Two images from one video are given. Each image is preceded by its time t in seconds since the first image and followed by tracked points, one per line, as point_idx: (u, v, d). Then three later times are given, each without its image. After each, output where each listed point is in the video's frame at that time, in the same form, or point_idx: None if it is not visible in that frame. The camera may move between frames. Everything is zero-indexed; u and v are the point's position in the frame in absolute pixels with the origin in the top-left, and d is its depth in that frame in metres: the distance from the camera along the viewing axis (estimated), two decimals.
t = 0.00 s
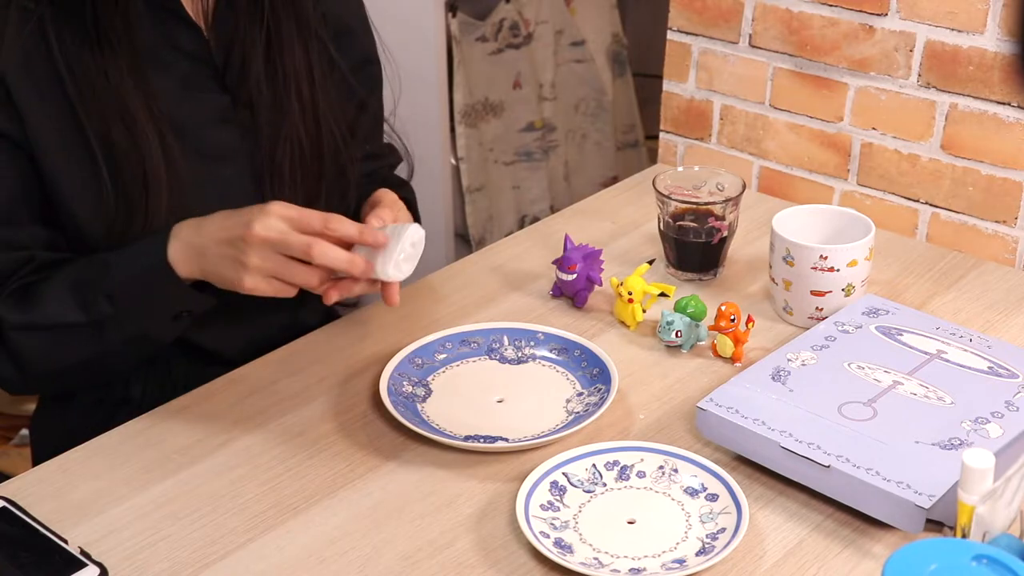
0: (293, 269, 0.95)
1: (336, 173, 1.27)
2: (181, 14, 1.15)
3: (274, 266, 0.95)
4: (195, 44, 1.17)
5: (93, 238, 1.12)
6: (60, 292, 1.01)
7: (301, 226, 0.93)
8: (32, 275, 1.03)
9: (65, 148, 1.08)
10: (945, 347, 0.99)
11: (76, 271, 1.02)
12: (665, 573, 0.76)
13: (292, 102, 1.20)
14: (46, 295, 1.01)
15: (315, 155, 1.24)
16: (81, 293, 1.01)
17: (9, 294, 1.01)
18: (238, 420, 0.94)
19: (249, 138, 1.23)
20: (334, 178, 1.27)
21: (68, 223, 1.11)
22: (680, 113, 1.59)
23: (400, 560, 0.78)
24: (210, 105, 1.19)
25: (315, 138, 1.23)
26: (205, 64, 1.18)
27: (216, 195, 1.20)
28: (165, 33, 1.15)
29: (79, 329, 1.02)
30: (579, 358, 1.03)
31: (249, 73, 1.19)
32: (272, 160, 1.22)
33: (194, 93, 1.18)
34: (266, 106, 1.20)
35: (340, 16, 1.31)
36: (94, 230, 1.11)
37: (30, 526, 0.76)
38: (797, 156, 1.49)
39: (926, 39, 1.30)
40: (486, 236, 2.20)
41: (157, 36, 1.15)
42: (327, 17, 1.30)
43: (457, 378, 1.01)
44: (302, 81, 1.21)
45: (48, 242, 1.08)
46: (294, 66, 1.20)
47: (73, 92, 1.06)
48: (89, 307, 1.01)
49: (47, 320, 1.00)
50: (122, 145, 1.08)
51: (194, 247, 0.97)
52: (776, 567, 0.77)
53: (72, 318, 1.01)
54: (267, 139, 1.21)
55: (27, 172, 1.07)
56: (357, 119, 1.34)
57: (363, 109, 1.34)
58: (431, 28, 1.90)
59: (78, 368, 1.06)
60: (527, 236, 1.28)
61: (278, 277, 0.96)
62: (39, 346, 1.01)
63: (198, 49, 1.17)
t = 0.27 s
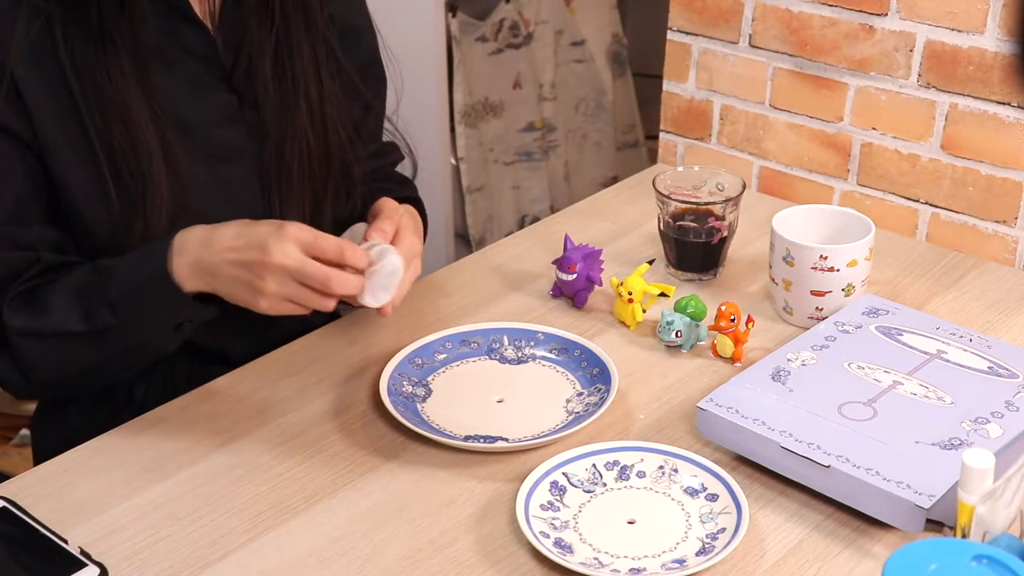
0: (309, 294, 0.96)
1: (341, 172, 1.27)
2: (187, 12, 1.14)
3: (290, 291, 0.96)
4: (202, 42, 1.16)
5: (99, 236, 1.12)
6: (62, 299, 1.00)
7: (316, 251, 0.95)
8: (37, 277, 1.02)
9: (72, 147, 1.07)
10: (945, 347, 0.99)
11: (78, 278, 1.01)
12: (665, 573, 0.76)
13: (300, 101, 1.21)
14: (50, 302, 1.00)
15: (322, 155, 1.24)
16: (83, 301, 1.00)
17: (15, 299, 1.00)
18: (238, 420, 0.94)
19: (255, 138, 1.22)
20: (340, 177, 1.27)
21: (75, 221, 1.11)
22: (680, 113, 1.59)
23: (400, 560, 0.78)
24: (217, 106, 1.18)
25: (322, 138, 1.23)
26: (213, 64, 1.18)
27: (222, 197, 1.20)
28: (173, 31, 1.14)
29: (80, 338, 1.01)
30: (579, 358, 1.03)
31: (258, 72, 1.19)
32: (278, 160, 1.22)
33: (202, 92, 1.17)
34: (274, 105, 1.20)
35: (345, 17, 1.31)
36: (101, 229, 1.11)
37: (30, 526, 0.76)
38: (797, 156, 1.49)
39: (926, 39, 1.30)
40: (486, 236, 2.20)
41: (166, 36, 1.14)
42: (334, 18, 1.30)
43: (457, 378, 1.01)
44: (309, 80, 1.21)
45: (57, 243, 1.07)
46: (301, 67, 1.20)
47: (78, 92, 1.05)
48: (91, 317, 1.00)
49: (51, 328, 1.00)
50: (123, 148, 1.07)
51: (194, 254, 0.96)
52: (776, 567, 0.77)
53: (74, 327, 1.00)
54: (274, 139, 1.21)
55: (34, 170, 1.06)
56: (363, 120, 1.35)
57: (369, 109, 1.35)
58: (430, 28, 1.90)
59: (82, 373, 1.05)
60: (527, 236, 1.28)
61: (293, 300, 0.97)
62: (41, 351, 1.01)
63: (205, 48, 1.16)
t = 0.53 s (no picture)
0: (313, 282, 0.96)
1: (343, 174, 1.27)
2: (191, 13, 1.14)
3: (294, 282, 0.95)
4: (206, 43, 1.16)
5: (100, 237, 1.12)
6: (55, 302, 1.00)
7: (315, 238, 0.94)
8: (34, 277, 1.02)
9: (75, 148, 1.07)
10: (945, 347, 0.99)
11: (71, 278, 1.01)
12: (665, 573, 0.76)
13: (307, 103, 1.21)
14: (43, 304, 1.00)
15: (324, 158, 1.24)
16: (75, 303, 1.00)
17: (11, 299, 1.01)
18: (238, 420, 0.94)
19: (257, 140, 1.22)
20: (342, 180, 1.27)
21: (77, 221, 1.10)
22: (680, 113, 1.59)
23: (400, 560, 0.78)
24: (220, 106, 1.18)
25: (325, 140, 1.23)
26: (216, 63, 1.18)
27: (225, 197, 1.19)
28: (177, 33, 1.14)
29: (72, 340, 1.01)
30: (579, 358, 1.03)
31: (262, 74, 1.19)
32: (280, 161, 1.22)
33: (205, 93, 1.17)
34: (277, 107, 1.20)
35: (348, 18, 1.31)
36: (103, 229, 1.11)
37: (30, 526, 0.76)
38: (797, 156, 1.49)
39: (926, 39, 1.30)
40: (486, 236, 2.20)
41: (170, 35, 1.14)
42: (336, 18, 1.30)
43: (457, 378, 1.01)
44: (313, 83, 1.21)
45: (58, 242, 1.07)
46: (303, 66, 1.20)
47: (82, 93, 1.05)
48: (82, 319, 1.00)
49: (44, 331, 1.00)
50: (126, 149, 1.07)
51: (189, 256, 0.96)
52: (776, 567, 0.77)
53: (66, 330, 1.00)
54: (276, 141, 1.22)
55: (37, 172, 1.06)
56: (366, 120, 1.35)
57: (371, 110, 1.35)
58: (431, 29, 1.90)
59: (80, 374, 1.05)
60: (527, 236, 1.28)
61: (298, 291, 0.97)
62: (36, 355, 1.01)
63: (208, 50, 1.16)
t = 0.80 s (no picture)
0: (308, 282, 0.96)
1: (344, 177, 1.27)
2: (189, 13, 1.14)
3: (289, 281, 0.96)
4: (205, 42, 1.16)
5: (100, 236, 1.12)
6: (50, 300, 1.00)
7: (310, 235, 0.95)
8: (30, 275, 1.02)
9: (75, 147, 1.07)
10: (945, 347, 0.99)
11: (68, 276, 1.01)
12: (665, 573, 0.76)
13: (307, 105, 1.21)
14: (38, 302, 1.00)
15: (324, 161, 1.24)
16: (69, 302, 1.00)
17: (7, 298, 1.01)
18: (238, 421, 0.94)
19: (257, 142, 1.22)
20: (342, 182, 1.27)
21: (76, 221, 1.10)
22: (680, 113, 1.59)
23: (401, 560, 0.78)
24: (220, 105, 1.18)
25: (326, 141, 1.23)
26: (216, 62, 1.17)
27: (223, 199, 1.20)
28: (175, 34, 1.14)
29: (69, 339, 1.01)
30: (579, 358, 1.03)
31: (262, 75, 1.18)
32: (280, 163, 1.21)
33: (205, 92, 1.17)
34: (278, 109, 1.20)
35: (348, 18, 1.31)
36: (103, 228, 1.11)
37: (30, 526, 0.76)
38: (797, 156, 1.49)
39: (926, 39, 1.30)
40: (486, 236, 2.20)
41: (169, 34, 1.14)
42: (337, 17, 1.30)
43: (457, 378, 1.01)
44: (314, 85, 1.21)
45: (56, 242, 1.07)
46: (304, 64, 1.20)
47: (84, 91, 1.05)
48: (77, 318, 1.00)
49: (39, 329, 1.00)
50: (128, 148, 1.07)
51: (186, 256, 0.96)
52: (776, 567, 0.77)
53: (60, 329, 1.00)
54: (276, 144, 1.21)
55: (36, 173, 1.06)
56: (366, 119, 1.35)
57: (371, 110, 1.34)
58: (430, 30, 1.90)
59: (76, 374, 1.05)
60: (527, 236, 1.28)
61: (293, 291, 0.97)
62: (32, 353, 1.01)
63: (207, 50, 1.16)
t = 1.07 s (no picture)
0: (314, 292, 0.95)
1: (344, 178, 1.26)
2: (185, 10, 1.14)
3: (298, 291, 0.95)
4: (207, 41, 1.16)
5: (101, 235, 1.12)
6: (63, 304, 1.00)
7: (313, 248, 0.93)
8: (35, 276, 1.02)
9: (75, 145, 1.07)
10: (946, 347, 0.99)
11: (78, 278, 1.01)
12: (665, 573, 0.76)
13: (308, 108, 1.20)
14: (50, 306, 1.00)
15: (326, 164, 1.23)
16: (83, 305, 1.00)
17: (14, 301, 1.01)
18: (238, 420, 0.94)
19: (256, 141, 1.22)
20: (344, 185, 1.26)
21: (77, 220, 1.10)
22: (680, 113, 1.59)
23: (400, 560, 0.78)
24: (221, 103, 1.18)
25: (329, 139, 1.22)
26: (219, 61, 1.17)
27: (224, 198, 1.20)
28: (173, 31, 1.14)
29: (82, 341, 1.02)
30: (579, 358, 1.03)
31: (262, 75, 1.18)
32: (280, 164, 1.21)
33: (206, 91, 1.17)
34: (280, 111, 1.19)
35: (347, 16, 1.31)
36: (104, 224, 1.11)
37: (30, 526, 0.76)
38: (797, 156, 1.49)
39: (926, 39, 1.30)
40: (486, 236, 2.20)
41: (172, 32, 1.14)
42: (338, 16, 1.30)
43: (457, 378, 1.01)
44: (316, 85, 1.20)
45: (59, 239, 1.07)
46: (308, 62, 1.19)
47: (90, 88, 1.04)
48: (92, 322, 1.00)
49: (53, 333, 1.00)
50: (132, 146, 1.07)
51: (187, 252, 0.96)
52: (776, 567, 0.77)
53: (75, 332, 1.00)
54: (274, 145, 1.20)
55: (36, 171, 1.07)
56: (364, 119, 1.35)
57: (367, 106, 1.34)
58: (430, 30, 1.90)
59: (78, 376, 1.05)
60: (527, 236, 1.28)
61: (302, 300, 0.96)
62: (46, 355, 1.02)
63: (205, 48, 1.16)
